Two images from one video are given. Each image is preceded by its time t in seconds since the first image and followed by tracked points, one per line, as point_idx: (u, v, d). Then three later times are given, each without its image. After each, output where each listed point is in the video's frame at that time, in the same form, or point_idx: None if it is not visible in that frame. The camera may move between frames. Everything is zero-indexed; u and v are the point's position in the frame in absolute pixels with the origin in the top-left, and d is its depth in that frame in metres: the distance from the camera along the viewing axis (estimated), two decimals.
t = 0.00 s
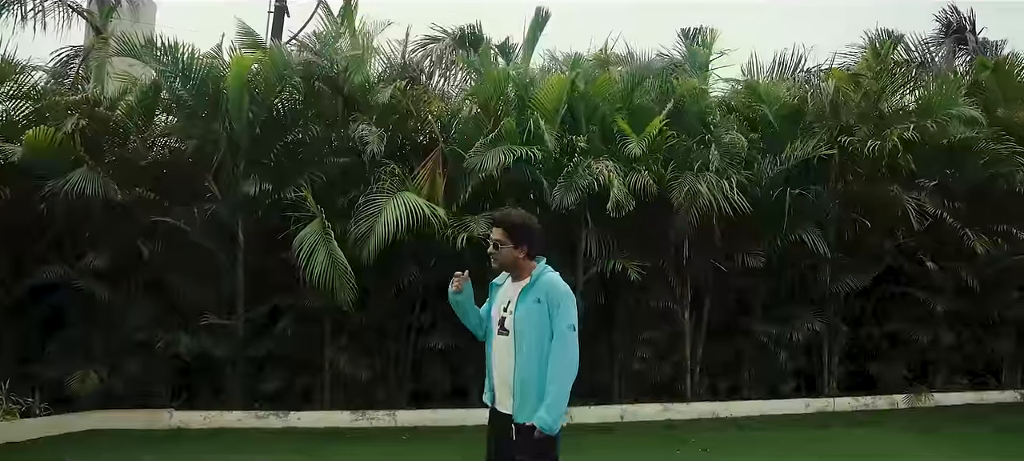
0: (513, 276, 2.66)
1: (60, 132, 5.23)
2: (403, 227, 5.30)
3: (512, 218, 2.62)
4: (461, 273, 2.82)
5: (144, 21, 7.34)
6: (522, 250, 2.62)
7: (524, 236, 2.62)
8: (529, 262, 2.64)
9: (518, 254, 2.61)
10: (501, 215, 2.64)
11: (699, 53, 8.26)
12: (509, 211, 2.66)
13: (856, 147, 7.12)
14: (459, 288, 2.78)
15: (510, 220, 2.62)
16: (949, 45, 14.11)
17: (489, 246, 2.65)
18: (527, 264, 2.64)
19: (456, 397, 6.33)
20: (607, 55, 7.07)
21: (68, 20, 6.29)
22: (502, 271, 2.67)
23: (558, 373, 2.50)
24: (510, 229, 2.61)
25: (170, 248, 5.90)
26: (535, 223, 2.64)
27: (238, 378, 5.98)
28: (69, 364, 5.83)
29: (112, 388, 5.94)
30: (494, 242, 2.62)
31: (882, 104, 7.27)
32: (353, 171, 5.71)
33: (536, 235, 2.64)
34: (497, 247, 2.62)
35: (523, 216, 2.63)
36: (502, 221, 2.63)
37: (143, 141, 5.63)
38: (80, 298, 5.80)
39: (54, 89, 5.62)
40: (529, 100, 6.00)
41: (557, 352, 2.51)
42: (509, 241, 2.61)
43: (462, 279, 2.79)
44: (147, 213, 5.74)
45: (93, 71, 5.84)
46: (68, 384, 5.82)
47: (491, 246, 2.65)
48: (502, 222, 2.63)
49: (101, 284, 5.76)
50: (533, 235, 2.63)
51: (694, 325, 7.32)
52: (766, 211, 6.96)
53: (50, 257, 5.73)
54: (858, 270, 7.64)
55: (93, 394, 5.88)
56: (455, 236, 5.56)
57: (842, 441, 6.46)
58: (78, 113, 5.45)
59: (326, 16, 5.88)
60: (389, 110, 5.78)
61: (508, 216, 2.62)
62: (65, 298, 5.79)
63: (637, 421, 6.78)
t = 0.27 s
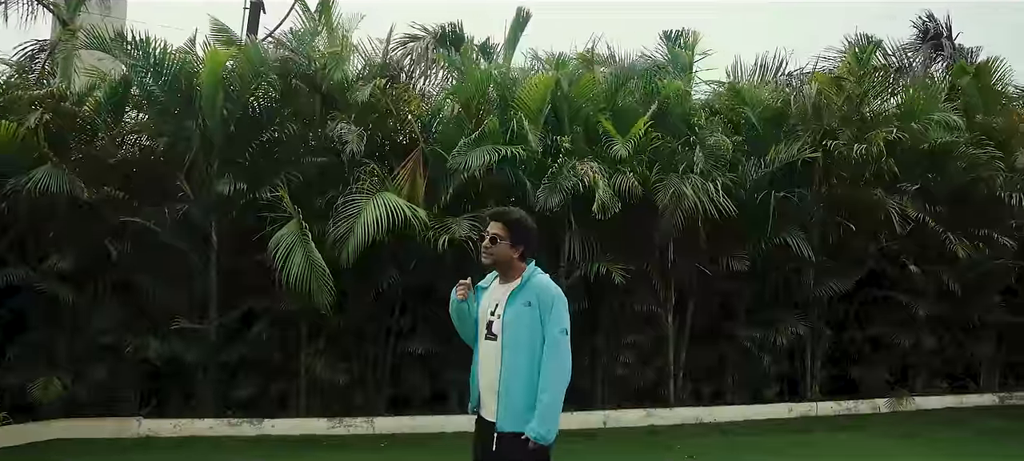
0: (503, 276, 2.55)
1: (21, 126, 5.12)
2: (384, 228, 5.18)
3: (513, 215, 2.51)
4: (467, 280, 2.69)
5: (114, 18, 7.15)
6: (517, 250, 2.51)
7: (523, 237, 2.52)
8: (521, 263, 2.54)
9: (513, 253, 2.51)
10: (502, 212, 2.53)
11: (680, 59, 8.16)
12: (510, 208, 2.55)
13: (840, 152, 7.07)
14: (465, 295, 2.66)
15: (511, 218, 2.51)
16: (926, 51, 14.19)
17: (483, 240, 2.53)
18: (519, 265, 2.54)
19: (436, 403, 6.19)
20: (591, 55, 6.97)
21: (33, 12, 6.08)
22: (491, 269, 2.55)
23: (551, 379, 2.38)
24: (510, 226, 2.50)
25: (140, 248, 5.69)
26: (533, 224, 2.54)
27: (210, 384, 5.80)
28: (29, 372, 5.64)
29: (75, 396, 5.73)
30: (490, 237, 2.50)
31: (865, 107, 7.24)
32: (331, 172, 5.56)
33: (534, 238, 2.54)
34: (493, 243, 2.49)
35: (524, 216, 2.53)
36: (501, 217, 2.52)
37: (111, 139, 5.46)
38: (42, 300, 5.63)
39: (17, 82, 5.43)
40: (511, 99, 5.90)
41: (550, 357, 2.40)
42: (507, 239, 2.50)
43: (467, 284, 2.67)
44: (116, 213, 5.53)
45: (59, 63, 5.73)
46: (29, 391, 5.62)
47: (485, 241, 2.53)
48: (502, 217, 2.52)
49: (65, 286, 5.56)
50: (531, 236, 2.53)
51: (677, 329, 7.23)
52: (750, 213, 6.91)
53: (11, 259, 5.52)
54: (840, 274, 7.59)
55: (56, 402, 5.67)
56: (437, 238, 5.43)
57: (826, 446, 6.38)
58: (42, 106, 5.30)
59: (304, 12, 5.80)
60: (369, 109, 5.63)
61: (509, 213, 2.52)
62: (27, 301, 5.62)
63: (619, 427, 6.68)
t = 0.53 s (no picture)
0: (492, 272, 2.47)
1: None
2: (365, 227, 5.08)
3: (510, 212, 2.42)
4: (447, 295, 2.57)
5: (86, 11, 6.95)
6: (508, 248, 2.43)
7: (516, 236, 2.43)
8: (511, 263, 2.46)
9: (504, 251, 2.43)
10: (498, 206, 2.43)
11: (665, 59, 8.06)
12: (507, 203, 2.45)
13: (827, 153, 7.03)
14: (448, 312, 2.54)
15: (506, 214, 2.42)
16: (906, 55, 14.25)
17: (475, 231, 2.44)
18: (508, 265, 2.46)
19: (417, 406, 6.10)
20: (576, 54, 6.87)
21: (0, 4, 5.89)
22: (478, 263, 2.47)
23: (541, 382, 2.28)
24: (503, 222, 2.41)
25: (111, 248, 5.51)
26: (529, 224, 2.45)
27: (185, 387, 5.67)
28: None
29: (42, 400, 5.54)
30: (481, 231, 2.41)
31: (848, 109, 7.26)
32: (311, 169, 5.44)
33: (530, 239, 2.46)
34: (484, 237, 2.41)
35: (521, 214, 2.43)
36: (497, 212, 2.43)
37: (82, 134, 5.29)
38: (8, 301, 5.44)
39: None
40: (496, 97, 5.82)
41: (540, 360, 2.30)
42: (499, 235, 2.41)
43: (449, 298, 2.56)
44: (85, 211, 5.35)
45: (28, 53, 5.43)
46: None
47: (476, 232, 2.44)
48: (497, 212, 2.43)
49: (29, 285, 5.38)
50: (525, 237, 2.44)
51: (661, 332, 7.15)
52: (737, 214, 6.87)
53: None
54: (826, 275, 7.55)
55: (23, 407, 5.50)
56: (419, 237, 5.33)
57: (812, 448, 6.32)
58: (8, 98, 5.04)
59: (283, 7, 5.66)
60: (350, 104, 5.53)
61: (505, 209, 2.42)
62: None
63: (604, 430, 6.59)
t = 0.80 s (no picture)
0: (497, 270, 2.35)
1: None
2: (350, 225, 4.93)
3: (527, 209, 2.33)
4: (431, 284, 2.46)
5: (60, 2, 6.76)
6: (520, 247, 2.33)
7: (529, 233, 2.34)
8: (517, 263, 2.36)
9: (516, 248, 2.32)
10: (513, 200, 2.34)
11: (655, 56, 7.94)
12: (521, 199, 2.36)
13: (817, 152, 6.97)
14: (427, 301, 2.42)
15: (524, 210, 2.33)
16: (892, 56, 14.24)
17: (487, 224, 2.31)
18: (515, 264, 2.35)
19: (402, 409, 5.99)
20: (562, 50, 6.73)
21: None
22: (484, 258, 2.34)
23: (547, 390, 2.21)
24: (520, 219, 2.32)
25: (84, 246, 5.36)
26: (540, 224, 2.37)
27: (162, 390, 5.50)
28: None
29: (13, 406, 5.35)
30: (499, 225, 2.29)
31: (837, 109, 7.20)
32: (294, 166, 5.31)
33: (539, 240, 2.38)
34: (500, 232, 2.29)
35: (535, 213, 2.35)
36: (512, 206, 2.33)
37: (55, 129, 5.15)
38: None
39: None
40: (483, 94, 5.70)
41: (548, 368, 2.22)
42: (514, 231, 2.31)
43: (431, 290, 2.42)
44: (56, 207, 5.18)
45: None
46: None
47: (488, 225, 2.31)
48: (513, 207, 2.33)
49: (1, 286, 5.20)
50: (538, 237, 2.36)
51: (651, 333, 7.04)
52: (728, 215, 6.80)
53: None
54: (816, 275, 7.48)
55: None
56: (406, 235, 5.22)
57: (804, 450, 6.24)
58: None
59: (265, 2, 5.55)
60: (333, 100, 5.40)
61: (521, 205, 2.33)
62: None
63: (593, 433, 6.47)
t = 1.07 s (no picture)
0: (512, 275, 2.25)
1: None
2: (340, 230, 4.81)
3: (553, 214, 2.25)
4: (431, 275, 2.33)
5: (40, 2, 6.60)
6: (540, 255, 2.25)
7: (548, 241, 2.25)
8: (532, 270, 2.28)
9: (536, 255, 2.24)
10: (538, 204, 2.24)
11: (649, 59, 7.83)
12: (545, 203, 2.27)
13: (814, 158, 6.92)
14: (432, 292, 2.29)
15: (551, 216, 2.24)
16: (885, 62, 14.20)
17: (509, 228, 2.20)
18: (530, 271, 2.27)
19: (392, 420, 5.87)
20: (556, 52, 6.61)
21: None
22: (501, 262, 2.23)
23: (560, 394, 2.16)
24: (546, 225, 2.23)
25: (63, 250, 5.19)
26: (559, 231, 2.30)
27: (145, 401, 5.35)
28: None
29: None
30: (525, 230, 2.19)
31: (832, 114, 7.19)
32: (282, 168, 5.20)
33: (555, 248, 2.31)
34: (527, 238, 2.19)
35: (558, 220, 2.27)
36: (537, 210, 2.23)
37: (35, 130, 5.05)
38: None
39: None
40: (476, 97, 5.58)
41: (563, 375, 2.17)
42: (538, 237, 2.22)
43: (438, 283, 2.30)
44: (34, 211, 5.04)
45: None
46: None
47: (511, 231, 2.20)
48: (538, 212, 2.23)
49: None
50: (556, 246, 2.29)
51: (646, 341, 6.94)
52: (726, 220, 6.73)
53: None
54: (813, 282, 7.39)
55: None
56: (398, 240, 5.08)
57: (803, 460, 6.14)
58: None
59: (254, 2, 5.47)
60: (323, 103, 5.29)
61: (547, 209, 2.24)
62: None
63: (587, 444, 6.36)
